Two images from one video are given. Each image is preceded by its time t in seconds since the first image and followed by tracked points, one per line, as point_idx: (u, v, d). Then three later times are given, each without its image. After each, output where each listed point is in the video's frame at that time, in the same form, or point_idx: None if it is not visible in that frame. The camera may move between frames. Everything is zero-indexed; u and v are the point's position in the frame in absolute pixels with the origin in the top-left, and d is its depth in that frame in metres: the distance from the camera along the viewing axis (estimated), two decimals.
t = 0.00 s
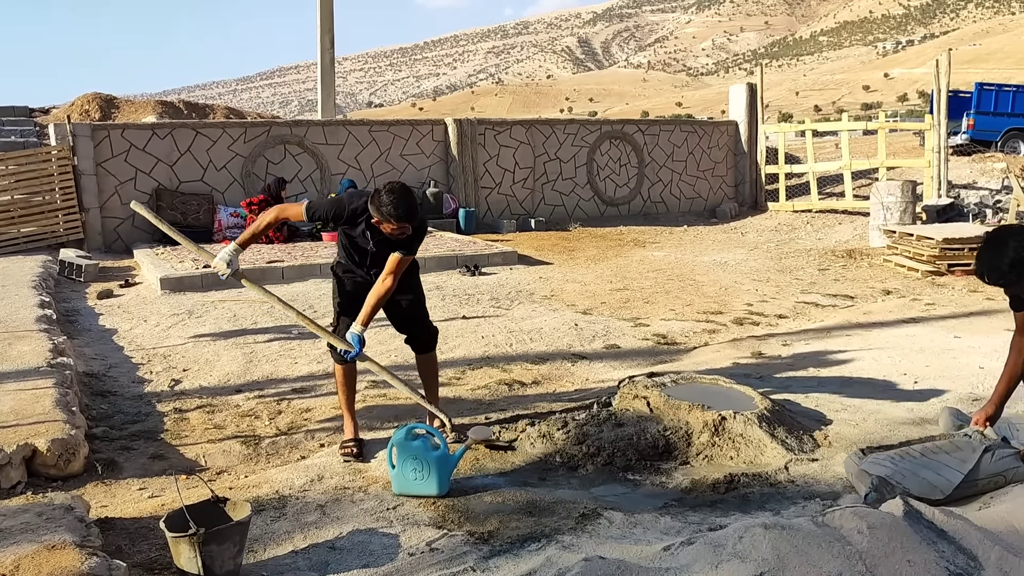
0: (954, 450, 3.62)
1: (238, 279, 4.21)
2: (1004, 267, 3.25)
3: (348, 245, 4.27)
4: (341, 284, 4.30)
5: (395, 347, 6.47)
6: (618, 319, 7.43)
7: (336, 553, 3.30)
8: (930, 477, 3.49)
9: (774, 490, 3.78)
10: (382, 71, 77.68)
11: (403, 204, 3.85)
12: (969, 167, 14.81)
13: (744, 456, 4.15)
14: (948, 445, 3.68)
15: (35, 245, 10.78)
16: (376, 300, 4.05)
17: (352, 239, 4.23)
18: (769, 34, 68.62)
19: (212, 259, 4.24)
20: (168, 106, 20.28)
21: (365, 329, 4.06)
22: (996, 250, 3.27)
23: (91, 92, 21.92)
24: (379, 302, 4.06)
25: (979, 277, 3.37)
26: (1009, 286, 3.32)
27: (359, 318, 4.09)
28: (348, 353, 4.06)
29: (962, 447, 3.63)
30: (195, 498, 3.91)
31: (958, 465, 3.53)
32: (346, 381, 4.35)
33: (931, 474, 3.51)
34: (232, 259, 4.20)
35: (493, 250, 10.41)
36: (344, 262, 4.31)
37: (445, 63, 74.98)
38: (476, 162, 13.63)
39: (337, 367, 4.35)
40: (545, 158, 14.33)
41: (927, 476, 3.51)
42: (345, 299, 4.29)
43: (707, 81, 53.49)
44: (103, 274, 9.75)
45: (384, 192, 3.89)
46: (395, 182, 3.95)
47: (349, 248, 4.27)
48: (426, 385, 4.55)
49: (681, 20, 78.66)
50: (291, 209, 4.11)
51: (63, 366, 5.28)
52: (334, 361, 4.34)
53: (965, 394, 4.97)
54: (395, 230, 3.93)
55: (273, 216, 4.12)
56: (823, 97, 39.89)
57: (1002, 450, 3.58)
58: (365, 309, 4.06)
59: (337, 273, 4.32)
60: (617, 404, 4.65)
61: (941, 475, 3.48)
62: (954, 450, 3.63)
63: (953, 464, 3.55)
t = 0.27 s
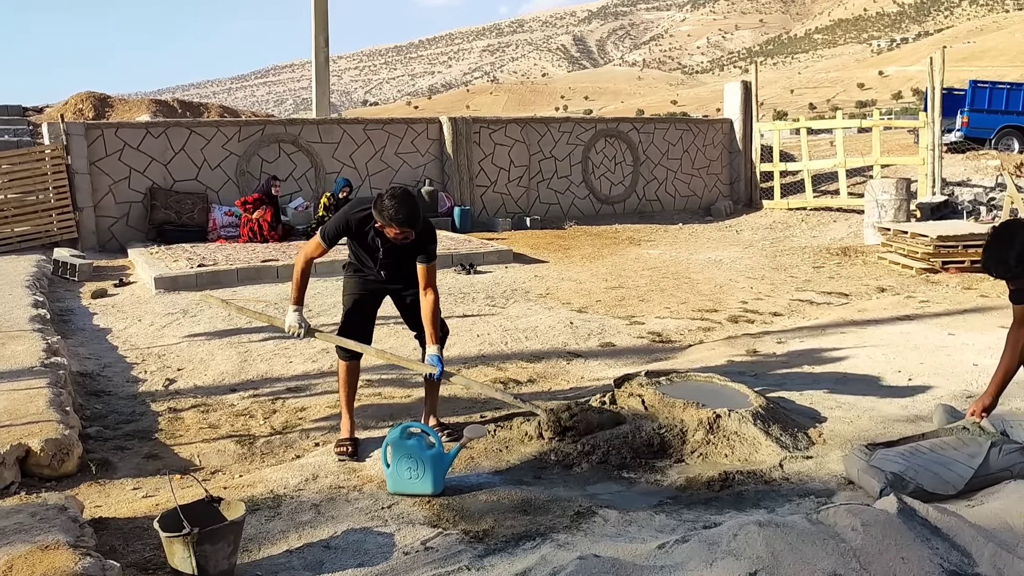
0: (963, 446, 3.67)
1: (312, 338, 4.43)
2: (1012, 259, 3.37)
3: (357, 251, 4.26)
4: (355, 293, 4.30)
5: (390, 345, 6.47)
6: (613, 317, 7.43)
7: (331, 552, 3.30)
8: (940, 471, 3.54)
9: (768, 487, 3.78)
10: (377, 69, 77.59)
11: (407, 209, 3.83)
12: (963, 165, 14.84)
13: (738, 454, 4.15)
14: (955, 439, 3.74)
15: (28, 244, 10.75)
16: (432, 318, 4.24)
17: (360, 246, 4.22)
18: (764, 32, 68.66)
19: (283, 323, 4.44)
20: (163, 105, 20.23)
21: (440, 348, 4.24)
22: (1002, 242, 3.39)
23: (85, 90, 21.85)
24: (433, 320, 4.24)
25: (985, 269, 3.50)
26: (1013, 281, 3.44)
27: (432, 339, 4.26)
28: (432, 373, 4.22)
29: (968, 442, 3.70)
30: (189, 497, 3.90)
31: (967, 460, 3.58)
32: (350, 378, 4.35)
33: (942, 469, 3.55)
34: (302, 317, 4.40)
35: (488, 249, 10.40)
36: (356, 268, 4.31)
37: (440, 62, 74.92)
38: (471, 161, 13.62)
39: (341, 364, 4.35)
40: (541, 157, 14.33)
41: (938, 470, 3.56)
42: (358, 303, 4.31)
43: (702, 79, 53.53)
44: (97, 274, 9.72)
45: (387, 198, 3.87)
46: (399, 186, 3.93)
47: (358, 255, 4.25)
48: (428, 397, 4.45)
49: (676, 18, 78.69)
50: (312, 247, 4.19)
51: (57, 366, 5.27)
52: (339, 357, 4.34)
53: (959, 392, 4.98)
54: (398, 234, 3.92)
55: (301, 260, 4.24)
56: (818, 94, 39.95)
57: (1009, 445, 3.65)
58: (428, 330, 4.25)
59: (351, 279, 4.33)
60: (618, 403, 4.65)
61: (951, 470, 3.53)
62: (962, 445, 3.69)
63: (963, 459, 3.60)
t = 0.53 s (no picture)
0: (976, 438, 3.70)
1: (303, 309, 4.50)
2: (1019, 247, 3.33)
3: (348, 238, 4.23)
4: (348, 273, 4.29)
5: (385, 343, 6.46)
6: (608, 315, 7.43)
7: (326, 550, 3.30)
8: (952, 462, 3.57)
9: (763, 484, 3.79)
10: (372, 67, 77.46)
11: (391, 181, 3.82)
12: (957, 162, 14.87)
13: (733, 451, 4.16)
14: (969, 431, 3.77)
15: (22, 243, 10.73)
16: (423, 286, 4.35)
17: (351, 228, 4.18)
18: (759, 29, 68.69)
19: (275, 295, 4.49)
20: (157, 103, 20.18)
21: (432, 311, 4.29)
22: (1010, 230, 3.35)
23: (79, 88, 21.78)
24: (424, 285, 4.34)
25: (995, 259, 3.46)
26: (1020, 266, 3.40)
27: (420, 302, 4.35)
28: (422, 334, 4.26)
29: (982, 434, 3.73)
30: (184, 496, 3.90)
31: (978, 451, 3.61)
32: (347, 376, 4.31)
33: (953, 460, 3.58)
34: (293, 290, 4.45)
35: (483, 246, 10.39)
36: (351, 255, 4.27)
37: (435, 59, 74.82)
38: (466, 158, 13.60)
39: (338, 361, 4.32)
40: (536, 154, 14.33)
41: (950, 461, 3.59)
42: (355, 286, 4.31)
43: (697, 76, 53.54)
44: (91, 272, 9.69)
45: (370, 172, 3.87)
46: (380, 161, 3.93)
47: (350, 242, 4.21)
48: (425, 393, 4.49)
49: (671, 15, 78.70)
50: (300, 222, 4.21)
51: (51, 364, 5.25)
52: (336, 354, 4.32)
53: (953, 388, 4.98)
54: (384, 209, 3.91)
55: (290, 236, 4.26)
56: (813, 92, 39.99)
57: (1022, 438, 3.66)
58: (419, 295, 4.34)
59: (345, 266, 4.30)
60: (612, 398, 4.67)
61: (963, 461, 3.57)
62: (974, 437, 3.71)
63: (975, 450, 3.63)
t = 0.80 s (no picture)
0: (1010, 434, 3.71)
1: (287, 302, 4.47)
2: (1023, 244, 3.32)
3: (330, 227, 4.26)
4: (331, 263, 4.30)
5: (381, 340, 6.45)
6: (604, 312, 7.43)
7: (323, 548, 3.29)
8: (981, 452, 3.60)
9: (759, 480, 3.79)
10: (368, 64, 77.36)
11: (364, 162, 3.84)
12: (953, 158, 14.88)
13: (730, 447, 4.16)
14: (1004, 427, 3.79)
15: (17, 240, 10.69)
16: (404, 261, 4.28)
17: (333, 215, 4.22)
18: (755, 27, 68.68)
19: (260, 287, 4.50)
20: (152, 100, 20.12)
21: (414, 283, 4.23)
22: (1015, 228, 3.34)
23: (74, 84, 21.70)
24: (408, 263, 4.27)
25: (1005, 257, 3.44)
26: None
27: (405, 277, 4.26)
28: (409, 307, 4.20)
29: (1017, 429, 3.74)
30: (180, 493, 3.89)
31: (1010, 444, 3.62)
32: (339, 375, 4.33)
33: (983, 450, 3.62)
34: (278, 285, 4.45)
35: (479, 243, 10.39)
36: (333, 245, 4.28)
37: (431, 56, 74.71)
38: (462, 155, 13.59)
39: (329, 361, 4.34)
40: (532, 151, 14.32)
41: (979, 451, 3.62)
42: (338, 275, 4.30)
43: (693, 73, 53.52)
44: (87, 269, 9.67)
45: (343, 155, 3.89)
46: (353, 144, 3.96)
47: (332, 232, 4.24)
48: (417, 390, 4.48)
49: (668, 12, 78.69)
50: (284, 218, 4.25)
51: (46, 361, 5.23)
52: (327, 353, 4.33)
53: (949, 385, 4.99)
54: (360, 191, 3.93)
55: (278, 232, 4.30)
56: (809, 88, 40.00)
57: None
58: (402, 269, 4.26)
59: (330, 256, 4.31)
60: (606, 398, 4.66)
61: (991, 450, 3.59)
62: (1009, 432, 3.73)
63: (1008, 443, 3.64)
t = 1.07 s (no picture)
0: None
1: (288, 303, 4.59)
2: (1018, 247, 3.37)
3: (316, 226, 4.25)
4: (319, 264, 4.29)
5: (378, 336, 6.45)
6: (601, 308, 7.43)
7: (320, 544, 3.29)
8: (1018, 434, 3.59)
9: (756, 477, 3.80)
10: (364, 60, 77.25)
11: (342, 159, 3.84)
12: (949, 155, 14.90)
13: (726, 444, 4.16)
14: None
15: (12, 236, 10.62)
16: (404, 260, 4.32)
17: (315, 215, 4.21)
18: (752, 23, 68.66)
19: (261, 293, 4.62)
20: (148, 96, 20.08)
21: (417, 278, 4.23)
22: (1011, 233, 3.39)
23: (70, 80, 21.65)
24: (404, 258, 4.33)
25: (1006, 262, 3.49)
26: None
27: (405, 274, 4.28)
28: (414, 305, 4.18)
29: None
30: (177, 490, 3.88)
31: None
32: (332, 373, 4.33)
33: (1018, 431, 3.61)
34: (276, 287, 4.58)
35: (476, 240, 10.38)
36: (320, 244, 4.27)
37: (428, 52, 74.60)
38: (459, 151, 13.58)
39: (321, 362, 4.33)
40: (529, 147, 14.31)
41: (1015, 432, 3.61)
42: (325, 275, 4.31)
43: (690, 70, 53.50)
44: (82, 265, 9.65)
45: (320, 153, 3.89)
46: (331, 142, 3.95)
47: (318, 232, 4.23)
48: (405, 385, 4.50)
49: (664, 9, 78.63)
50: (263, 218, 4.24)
51: (42, 358, 5.23)
52: (318, 354, 4.32)
53: (945, 381, 5.00)
54: (340, 189, 3.92)
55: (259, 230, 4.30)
56: (805, 85, 40.02)
57: None
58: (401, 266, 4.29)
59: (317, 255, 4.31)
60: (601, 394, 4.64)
61: None
62: None
63: None
